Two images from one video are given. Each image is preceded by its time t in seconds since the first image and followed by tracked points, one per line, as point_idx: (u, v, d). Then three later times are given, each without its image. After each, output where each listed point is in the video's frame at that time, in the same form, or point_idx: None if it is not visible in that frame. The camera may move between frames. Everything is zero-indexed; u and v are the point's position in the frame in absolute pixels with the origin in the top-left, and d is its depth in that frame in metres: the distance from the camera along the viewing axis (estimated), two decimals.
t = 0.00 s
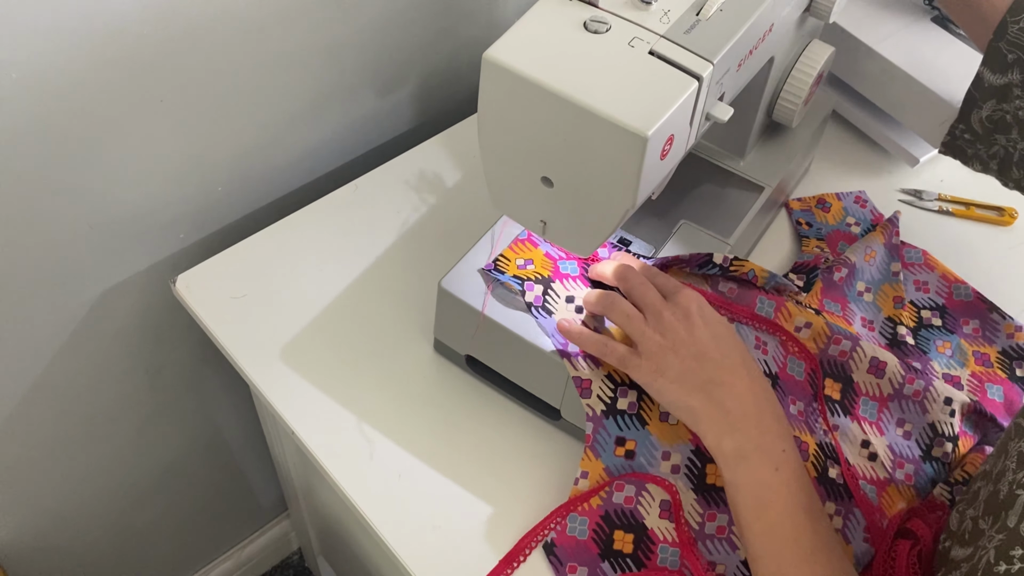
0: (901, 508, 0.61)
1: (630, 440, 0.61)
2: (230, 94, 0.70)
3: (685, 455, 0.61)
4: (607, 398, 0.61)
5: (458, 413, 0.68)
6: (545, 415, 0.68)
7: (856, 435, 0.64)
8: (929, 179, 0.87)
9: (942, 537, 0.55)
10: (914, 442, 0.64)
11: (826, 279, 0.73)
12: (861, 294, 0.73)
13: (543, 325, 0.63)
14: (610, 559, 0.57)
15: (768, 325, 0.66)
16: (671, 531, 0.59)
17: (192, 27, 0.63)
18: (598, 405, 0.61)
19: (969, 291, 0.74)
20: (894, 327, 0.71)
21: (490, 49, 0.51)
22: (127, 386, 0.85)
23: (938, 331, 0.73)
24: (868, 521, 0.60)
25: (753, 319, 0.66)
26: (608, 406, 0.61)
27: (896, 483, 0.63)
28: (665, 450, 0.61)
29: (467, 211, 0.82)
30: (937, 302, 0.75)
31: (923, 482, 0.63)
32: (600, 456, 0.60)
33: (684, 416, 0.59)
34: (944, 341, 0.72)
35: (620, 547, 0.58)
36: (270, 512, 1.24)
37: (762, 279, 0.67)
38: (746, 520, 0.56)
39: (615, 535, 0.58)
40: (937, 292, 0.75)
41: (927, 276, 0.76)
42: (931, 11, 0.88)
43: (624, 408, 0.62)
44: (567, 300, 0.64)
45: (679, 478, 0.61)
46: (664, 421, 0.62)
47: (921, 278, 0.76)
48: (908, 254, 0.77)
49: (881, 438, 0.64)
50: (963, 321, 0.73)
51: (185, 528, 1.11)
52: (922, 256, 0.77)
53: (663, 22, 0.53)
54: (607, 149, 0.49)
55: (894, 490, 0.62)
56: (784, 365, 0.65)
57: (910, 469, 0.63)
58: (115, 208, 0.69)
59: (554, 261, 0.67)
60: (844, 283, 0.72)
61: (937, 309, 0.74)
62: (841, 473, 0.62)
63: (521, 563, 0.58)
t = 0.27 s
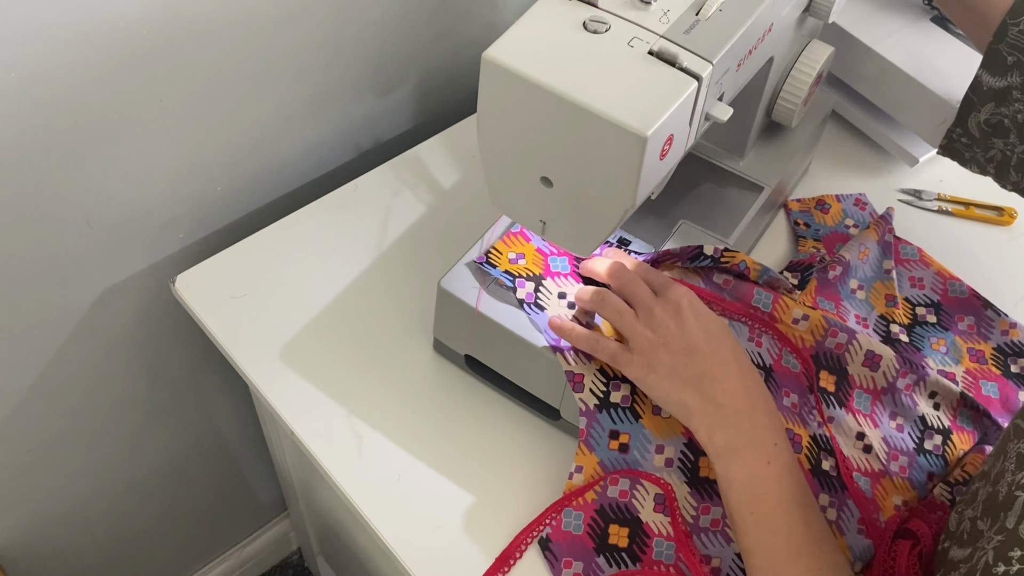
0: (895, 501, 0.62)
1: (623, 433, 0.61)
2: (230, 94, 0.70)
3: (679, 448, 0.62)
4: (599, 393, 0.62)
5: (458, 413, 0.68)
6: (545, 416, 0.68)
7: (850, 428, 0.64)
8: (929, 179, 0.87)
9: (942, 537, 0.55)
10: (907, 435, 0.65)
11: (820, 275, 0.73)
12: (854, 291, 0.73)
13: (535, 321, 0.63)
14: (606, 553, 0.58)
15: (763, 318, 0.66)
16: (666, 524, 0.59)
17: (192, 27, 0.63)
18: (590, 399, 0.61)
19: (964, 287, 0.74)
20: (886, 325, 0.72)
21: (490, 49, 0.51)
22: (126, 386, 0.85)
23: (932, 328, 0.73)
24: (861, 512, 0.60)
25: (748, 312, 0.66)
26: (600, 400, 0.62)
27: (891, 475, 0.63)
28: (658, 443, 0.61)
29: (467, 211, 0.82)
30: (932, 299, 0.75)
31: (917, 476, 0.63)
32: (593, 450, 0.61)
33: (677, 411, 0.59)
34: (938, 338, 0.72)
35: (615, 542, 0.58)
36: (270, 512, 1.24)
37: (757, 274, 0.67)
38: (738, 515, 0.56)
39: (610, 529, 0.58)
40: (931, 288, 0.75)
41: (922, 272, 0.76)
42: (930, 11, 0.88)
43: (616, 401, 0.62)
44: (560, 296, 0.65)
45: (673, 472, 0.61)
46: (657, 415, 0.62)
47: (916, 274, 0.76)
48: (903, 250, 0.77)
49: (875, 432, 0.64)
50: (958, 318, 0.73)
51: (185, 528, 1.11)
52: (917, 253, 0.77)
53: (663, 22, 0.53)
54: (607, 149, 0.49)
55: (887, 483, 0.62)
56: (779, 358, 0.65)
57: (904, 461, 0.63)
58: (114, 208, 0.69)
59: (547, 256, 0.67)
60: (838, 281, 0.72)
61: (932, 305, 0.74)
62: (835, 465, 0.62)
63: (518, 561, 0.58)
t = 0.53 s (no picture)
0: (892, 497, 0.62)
1: (617, 429, 0.61)
2: (230, 94, 0.70)
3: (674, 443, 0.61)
4: (592, 389, 0.62)
5: (457, 412, 0.68)
6: (544, 415, 0.68)
7: (847, 425, 0.64)
8: (929, 179, 0.87)
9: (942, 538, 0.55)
10: (904, 432, 0.65)
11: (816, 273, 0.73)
12: (850, 290, 0.73)
13: (528, 317, 0.63)
14: (601, 549, 0.58)
15: (759, 315, 0.66)
16: (661, 519, 0.59)
17: (192, 26, 0.63)
18: (583, 395, 0.61)
19: (960, 285, 0.74)
20: (882, 324, 0.72)
21: (489, 48, 0.51)
22: (126, 386, 0.85)
23: (929, 326, 0.73)
24: (859, 508, 0.60)
25: (744, 310, 0.66)
26: (593, 397, 0.61)
27: (889, 472, 0.63)
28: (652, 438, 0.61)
29: (466, 211, 0.82)
30: (928, 296, 0.75)
31: (915, 472, 0.63)
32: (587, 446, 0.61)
33: (668, 410, 0.59)
34: (935, 335, 0.72)
35: (609, 537, 0.58)
36: (270, 512, 1.24)
37: (752, 270, 0.67)
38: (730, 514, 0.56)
39: (605, 526, 0.59)
40: (928, 286, 0.75)
41: (918, 269, 0.76)
42: (930, 11, 0.88)
43: (610, 397, 0.62)
44: (553, 294, 0.65)
45: (667, 468, 0.61)
46: (650, 411, 0.62)
47: (912, 272, 0.76)
48: (900, 247, 0.77)
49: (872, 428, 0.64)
50: (954, 315, 0.73)
51: (185, 527, 1.11)
52: (913, 251, 0.77)
53: (663, 22, 0.53)
54: (607, 149, 0.49)
55: (886, 479, 0.62)
56: (775, 355, 0.65)
57: (901, 457, 0.63)
58: (115, 207, 0.69)
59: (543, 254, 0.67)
60: (834, 280, 0.73)
61: (928, 303, 0.74)
62: (832, 462, 0.62)
63: (514, 559, 0.59)
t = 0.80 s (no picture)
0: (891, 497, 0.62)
1: (615, 430, 0.61)
2: (230, 94, 0.70)
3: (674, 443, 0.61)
4: (590, 390, 0.62)
5: (458, 412, 0.68)
6: (545, 415, 0.68)
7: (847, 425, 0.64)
8: (929, 179, 0.87)
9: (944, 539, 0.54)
10: (904, 432, 0.65)
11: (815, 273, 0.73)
12: (849, 290, 0.73)
13: (528, 317, 0.63)
14: (601, 549, 0.58)
15: (758, 315, 0.66)
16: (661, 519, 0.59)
17: (192, 26, 0.63)
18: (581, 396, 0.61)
19: (960, 285, 0.74)
20: (882, 324, 0.72)
21: (490, 48, 0.51)
22: (126, 385, 0.85)
23: (929, 326, 0.73)
24: (859, 508, 0.61)
25: (744, 309, 0.66)
26: (592, 397, 0.61)
27: (888, 472, 0.63)
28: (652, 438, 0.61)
29: (467, 211, 0.82)
30: (928, 296, 0.74)
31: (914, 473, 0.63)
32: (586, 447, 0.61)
33: (663, 412, 0.60)
34: (935, 336, 0.72)
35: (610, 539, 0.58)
36: (270, 512, 1.24)
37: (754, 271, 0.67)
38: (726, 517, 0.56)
39: (605, 525, 0.59)
40: (928, 286, 0.75)
41: (918, 269, 0.76)
42: (931, 10, 0.88)
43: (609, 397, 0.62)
44: (552, 293, 0.65)
45: (666, 468, 0.61)
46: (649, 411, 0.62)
47: (913, 272, 0.76)
48: (900, 247, 0.77)
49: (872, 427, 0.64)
50: (954, 315, 0.73)
51: (185, 527, 1.11)
52: (913, 251, 0.77)
53: (663, 22, 0.53)
54: (607, 149, 0.49)
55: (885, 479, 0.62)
56: (775, 355, 0.65)
57: (901, 457, 0.63)
58: (115, 207, 0.69)
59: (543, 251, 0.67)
60: (834, 280, 0.73)
61: (928, 303, 0.74)
62: (832, 462, 0.62)
63: (514, 559, 0.59)
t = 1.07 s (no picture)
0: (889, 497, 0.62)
1: (609, 428, 0.61)
2: (230, 94, 0.70)
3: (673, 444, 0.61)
4: (583, 388, 0.61)
5: (457, 412, 0.68)
6: (544, 415, 0.68)
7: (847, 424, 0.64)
8: (929, 180, 0.87)
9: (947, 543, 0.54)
10: (903, 431, 0.65)
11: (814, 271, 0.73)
12: (847, 290, 0.73)
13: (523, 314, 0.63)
14: (596, 548, 0.58)
15: (756, 315, 0.66)
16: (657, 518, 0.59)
17: (192, 25, 0.63)
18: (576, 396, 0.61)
19: (958, 285, 0.74)
20: (880, 324, 0.72)
21: (490, 48, 0.51)
22: (126, 385, 0.85)
23: (927, 326, 0.73)
24: (858, 508, 0.61)
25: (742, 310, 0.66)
26: (584, 397, 0.61)
27: (888, 471, 0.63)
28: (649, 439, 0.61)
29: (467, 211, 0.82)
30: (926, 296, 0.75)
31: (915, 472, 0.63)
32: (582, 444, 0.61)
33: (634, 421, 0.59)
34: (933, 335, 0.72)
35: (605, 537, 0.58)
36: (270, 512, 1.24)
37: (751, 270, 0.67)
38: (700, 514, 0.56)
39: (599, 524, 0.59)
40: (926, 285, 0.75)
41: (916, 269, 0.76)
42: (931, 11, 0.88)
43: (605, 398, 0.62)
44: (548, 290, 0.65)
45: (659, 466, 0.61)
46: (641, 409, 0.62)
47: (911, 271, 0.76)
48: (896, 247, 0.77)
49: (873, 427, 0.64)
50: (952, 315, 0.73)
51: (184, 527, 1.11)
52: (910, 250, 0.77)
53: (663, 22, 0.53)
54: (606, 149, 0.49)
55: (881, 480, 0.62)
56: (775, 355, 0.65)
57: (901, 456, 0.63)
58: (115, 207, 0.69)
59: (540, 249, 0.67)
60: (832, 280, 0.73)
61: (926, 303, 0.74)
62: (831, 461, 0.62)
63: (510, 559, 0.59)
